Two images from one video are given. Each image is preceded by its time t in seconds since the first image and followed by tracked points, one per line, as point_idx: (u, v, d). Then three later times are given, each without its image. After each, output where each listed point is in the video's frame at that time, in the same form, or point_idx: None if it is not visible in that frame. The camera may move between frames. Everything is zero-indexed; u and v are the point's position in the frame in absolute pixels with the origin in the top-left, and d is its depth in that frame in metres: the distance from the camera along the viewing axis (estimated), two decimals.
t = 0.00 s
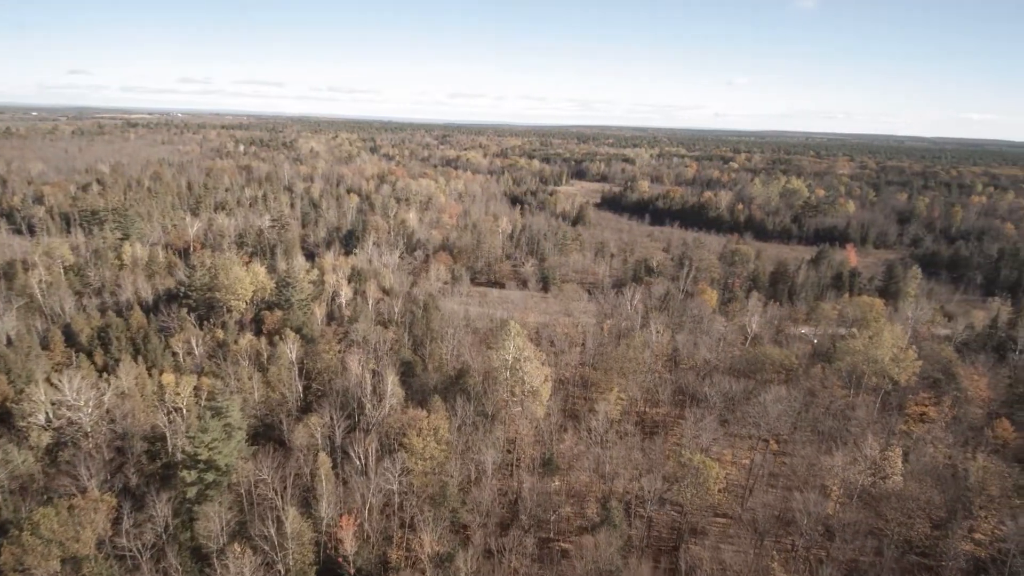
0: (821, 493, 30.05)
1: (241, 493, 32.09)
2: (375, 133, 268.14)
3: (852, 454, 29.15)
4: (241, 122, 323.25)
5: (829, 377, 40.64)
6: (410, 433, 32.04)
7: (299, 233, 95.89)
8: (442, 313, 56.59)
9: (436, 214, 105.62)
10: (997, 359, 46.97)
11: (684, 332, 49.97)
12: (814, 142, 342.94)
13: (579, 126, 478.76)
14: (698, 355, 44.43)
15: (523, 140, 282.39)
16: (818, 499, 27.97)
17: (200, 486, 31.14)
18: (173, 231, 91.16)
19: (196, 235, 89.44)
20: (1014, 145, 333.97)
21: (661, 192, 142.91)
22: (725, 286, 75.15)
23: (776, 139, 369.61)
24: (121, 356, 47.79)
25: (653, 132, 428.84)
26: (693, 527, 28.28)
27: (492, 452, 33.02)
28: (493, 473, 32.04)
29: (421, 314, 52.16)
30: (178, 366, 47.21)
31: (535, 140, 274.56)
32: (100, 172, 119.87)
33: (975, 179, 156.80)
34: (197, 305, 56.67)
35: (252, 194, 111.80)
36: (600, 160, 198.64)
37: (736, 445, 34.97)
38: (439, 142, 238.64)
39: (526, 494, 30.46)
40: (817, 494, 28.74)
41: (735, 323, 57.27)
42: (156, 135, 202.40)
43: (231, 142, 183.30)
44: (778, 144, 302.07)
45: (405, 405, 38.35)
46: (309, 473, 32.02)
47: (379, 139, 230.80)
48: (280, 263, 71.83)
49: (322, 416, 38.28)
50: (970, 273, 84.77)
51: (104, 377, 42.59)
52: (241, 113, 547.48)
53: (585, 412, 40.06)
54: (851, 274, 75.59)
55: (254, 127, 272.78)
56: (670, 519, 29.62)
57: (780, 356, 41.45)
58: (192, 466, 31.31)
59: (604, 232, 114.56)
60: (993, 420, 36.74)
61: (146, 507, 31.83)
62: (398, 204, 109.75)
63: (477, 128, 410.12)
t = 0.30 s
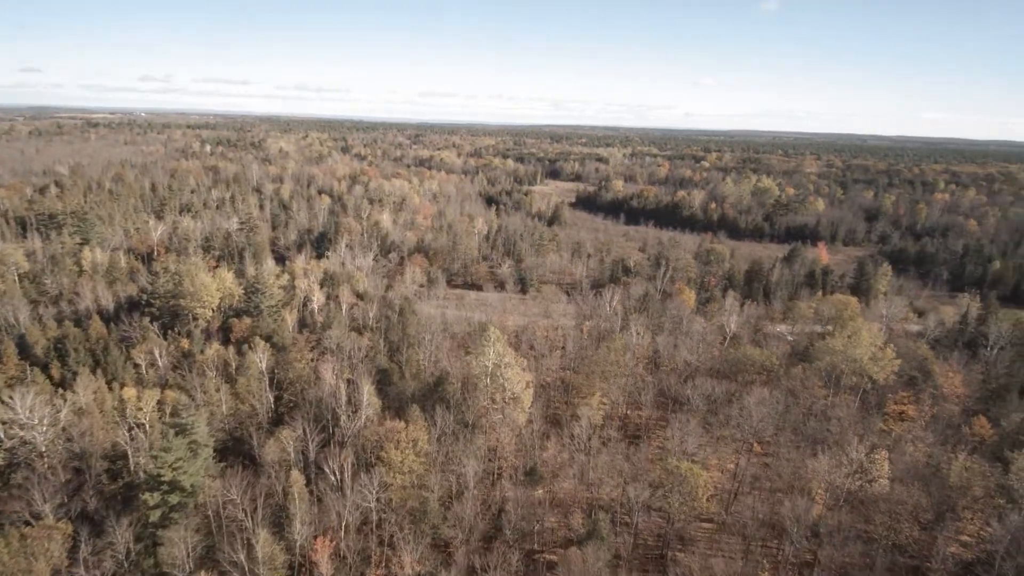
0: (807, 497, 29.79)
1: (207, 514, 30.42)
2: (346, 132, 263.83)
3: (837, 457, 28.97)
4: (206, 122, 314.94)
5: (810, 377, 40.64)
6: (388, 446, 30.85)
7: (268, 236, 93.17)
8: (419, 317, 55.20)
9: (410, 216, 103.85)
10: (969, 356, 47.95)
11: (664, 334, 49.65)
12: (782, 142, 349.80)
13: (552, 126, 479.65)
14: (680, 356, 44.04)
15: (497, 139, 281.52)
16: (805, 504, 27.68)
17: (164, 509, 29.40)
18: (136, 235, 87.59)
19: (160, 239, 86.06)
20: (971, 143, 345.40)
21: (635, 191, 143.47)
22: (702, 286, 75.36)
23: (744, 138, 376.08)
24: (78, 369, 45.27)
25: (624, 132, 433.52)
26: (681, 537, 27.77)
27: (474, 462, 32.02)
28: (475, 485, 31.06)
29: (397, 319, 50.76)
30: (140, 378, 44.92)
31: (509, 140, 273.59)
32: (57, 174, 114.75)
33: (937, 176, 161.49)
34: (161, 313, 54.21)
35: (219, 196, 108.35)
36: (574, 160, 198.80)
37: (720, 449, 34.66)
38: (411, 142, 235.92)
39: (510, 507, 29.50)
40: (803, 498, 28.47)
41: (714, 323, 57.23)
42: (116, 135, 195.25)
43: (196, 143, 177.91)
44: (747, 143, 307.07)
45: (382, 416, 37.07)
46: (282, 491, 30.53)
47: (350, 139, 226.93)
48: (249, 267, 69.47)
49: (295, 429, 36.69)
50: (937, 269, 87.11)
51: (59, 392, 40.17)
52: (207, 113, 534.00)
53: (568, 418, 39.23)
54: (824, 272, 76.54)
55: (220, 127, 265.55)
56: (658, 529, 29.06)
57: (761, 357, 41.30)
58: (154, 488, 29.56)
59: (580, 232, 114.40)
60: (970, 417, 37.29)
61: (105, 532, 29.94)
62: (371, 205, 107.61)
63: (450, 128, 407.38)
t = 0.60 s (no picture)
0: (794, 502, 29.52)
1: (173, 538, 28.72)
2: (317, 132, 258.60)
3: (824, 461, 28.68)
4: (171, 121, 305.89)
5: (792, 378, 40.55)
6: (366, 462, 29.62)
7: (238, 239, 90.28)
8: (396, 322, 53.86)
9: (385, 217, 101.90)
10: (943, 353, 48.85)
11: (645, 336, 49.21)
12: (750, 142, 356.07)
13: (526, 125, 479.38)
14: (662, 359, 43.62)
15: (471, 138, 279.74)
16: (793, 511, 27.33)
17: (125, 535, 27.66)
18: (96, 240, 83.84)
19: (123, 243, 82.58)
20: (932, 143, 356.33)
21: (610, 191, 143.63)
22: (679, 286, 75.44)
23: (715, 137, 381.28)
24: (32, 384, 42.60)
25: (598, 131, 434.60)
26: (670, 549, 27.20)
27: (456, 475, 30.99)
28: (457, 499, 30.02)
29: (373, 325, 49.30)
30: (101, 392, 42.50)
31: (483, 140, 272.08)
32: (11, 176, 109.43)
33: (902, 175, 165.80)
34: (123, 322, 51.65)
35: (185, 198, 104.64)
36: (549, 159, 198.34)
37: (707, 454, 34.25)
38: (384, 142, 232.83)
39: (495, 521, 28.57)
40: (790, 505, 28.11)
41: (693, 323, 57.08)
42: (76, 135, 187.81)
43: (160, 143, 172.10)
44: (718, 142, 311.20)
45: (359, 428, 35.71)
46: (254, 511, 29.07)
47: (321, 138, 222.63)
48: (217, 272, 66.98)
49: (267, 444, 35.12)
50: (906, 265, 89.16)
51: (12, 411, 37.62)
52: (172, 112, 519.61)
53: (551, 425, 38.41)
54: (799, 270, 77.31)
55: (185, 126, 257.85)
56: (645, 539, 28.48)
57: (743, 358, 40.91)
58: (114, 513, 27.81)
59: (557, 232, 113.85)
60: (949, 415, 37.78)
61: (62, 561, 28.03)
62: (344, 206, 105.29)
63: (423, 128, 403.72)
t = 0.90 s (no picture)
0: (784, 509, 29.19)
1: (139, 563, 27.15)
2: (291, 132, 253.82)
3: (815, 466, 28.28)
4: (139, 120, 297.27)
5: (777, 379, 40.32)
6: (345, 477, 28.39)
7: (209, 243, 87.57)
8: (375, 328, 52.42)
9: (362, 218, 99.97)
10: (923, 351, 49.36)
11: (629, 339, 48.67)
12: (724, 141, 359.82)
13: (502, 125, 478.39)
14: (646, 362, 43.04)
15: (447, 138, 277.63)
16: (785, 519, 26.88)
17: (87, 563, 26.07)
18: (59, 245, 80.41)
19: (88, 247, 79.33)
20: (899, 142, 365.02)
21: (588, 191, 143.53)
22: (660, 286, 75.29)
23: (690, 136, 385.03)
24: None
25: (575, 131, 435.64)
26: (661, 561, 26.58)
27: (440, 488, 29.91)
28: (442, 514, 28.96)
29: (351, 331, 47.81)
30: (62, 408, 40.12)
31: (460, 139, 270.28)
32: None
33: (872, 173, 169.11)
34: (87, 331, 49.35)
35: (153, 200, 101.18)
36: (526, 159, 197.60)
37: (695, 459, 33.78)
38: (360, 141, 229.52)
39: (481, 537, 27.64)
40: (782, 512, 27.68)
41: (676, 324, 56.83)
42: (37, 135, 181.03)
43: (127, 143, 166.77)
44: (693, 142, 314.30)
45: (337, 440, 34.33)
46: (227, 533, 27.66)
47: (295, 138, 218.37)
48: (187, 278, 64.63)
49: (239, 459, 33.56)
50: (881, 263, 90.59)
51: None
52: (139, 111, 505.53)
53: (535, 432, 37.54)
54: (778, 269, 77.79)
55: (152, 126, 250.56)
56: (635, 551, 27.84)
57: (728, 360, 40.45)
58: (74, 540, 26.14)
59: (536, 232, 113.22)
60: (932, 414, 38.01)
61: None
62: (319, 208, 103.01)
63: (399, 127, 399.78)
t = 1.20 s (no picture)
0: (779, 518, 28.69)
1: None
2: (267, 132, 249.00)
3: (809, 472, 27.76)
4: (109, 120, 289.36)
5: (767, 382, 39.87)
6: (326, 495, 27.12)
7: (183, 247, 84.85)
8: (355, 333, 50.87)
9: (341, 220, 97.95)
10: (906, 350, 49.54)
11: (615, 342, 47.93)
12: (702, 139, 362.92)
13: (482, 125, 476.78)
14: (634, 366, 42.32)
15: (427, 137, 275.29)
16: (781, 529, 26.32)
17: None
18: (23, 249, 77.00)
19: (54, 252, 76.13)
20: (872, 140, 372.27)
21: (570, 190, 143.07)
22: (644, 286, 74.87)
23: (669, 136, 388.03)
24: None
25: (555, 130, 435.23)
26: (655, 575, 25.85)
27: (426, 504, 28.77)
28: (428, 530, 27.84)
29: (331, 337, 46.22)
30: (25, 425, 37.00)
31: (440, 139, 268.08)
32: None
33: (847, 172, 171.60)
34: (51, 341, 47.20)
35: (123, 202, 97.84)
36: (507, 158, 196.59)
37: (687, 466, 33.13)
38: (338, 141, 226.27)
39: (470, 554, 26.60)
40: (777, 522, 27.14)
41: (662, 326, 56.30)
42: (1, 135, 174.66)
43: (96, 143, 161.66)
44: (672, 141, 316.32)
45: (317, 455, 32.93)
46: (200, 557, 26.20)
47: (271, 138, 214.37)
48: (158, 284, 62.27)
49: (213, 476, 31.98)
50: (859, 260, 91.54)
51: None
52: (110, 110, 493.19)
53: (524, 442, 36.59)
54: (760, 268, 77.95)
55: (123, 125, 243.86)
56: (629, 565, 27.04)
57: (717, 363, 39.81)
58: (34, 569, 24.59)
59: (519, 233, 112.33)
60: (920, 415, 37.89)
61: None
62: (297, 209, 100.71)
63: (378, 126, 395.71)
